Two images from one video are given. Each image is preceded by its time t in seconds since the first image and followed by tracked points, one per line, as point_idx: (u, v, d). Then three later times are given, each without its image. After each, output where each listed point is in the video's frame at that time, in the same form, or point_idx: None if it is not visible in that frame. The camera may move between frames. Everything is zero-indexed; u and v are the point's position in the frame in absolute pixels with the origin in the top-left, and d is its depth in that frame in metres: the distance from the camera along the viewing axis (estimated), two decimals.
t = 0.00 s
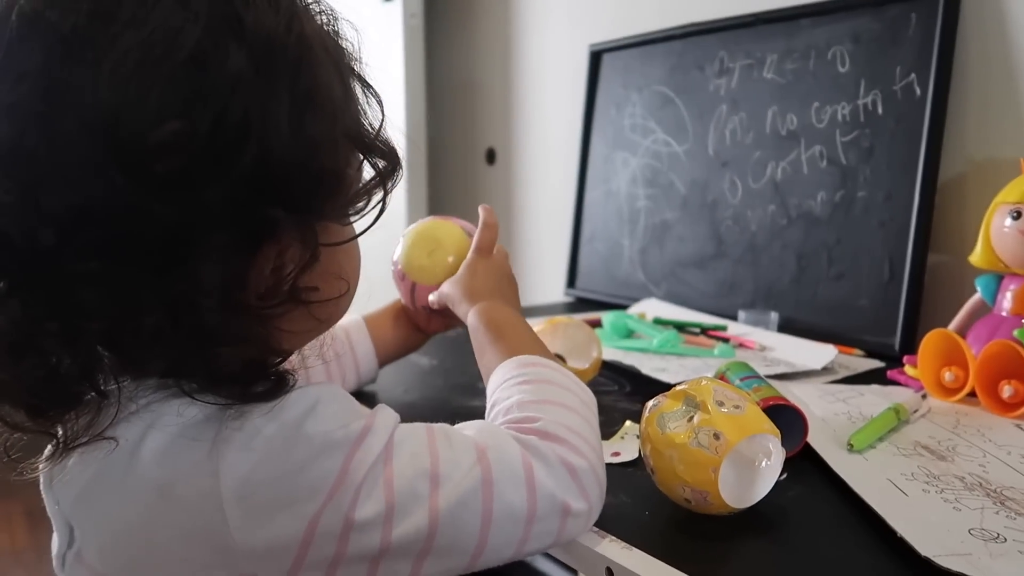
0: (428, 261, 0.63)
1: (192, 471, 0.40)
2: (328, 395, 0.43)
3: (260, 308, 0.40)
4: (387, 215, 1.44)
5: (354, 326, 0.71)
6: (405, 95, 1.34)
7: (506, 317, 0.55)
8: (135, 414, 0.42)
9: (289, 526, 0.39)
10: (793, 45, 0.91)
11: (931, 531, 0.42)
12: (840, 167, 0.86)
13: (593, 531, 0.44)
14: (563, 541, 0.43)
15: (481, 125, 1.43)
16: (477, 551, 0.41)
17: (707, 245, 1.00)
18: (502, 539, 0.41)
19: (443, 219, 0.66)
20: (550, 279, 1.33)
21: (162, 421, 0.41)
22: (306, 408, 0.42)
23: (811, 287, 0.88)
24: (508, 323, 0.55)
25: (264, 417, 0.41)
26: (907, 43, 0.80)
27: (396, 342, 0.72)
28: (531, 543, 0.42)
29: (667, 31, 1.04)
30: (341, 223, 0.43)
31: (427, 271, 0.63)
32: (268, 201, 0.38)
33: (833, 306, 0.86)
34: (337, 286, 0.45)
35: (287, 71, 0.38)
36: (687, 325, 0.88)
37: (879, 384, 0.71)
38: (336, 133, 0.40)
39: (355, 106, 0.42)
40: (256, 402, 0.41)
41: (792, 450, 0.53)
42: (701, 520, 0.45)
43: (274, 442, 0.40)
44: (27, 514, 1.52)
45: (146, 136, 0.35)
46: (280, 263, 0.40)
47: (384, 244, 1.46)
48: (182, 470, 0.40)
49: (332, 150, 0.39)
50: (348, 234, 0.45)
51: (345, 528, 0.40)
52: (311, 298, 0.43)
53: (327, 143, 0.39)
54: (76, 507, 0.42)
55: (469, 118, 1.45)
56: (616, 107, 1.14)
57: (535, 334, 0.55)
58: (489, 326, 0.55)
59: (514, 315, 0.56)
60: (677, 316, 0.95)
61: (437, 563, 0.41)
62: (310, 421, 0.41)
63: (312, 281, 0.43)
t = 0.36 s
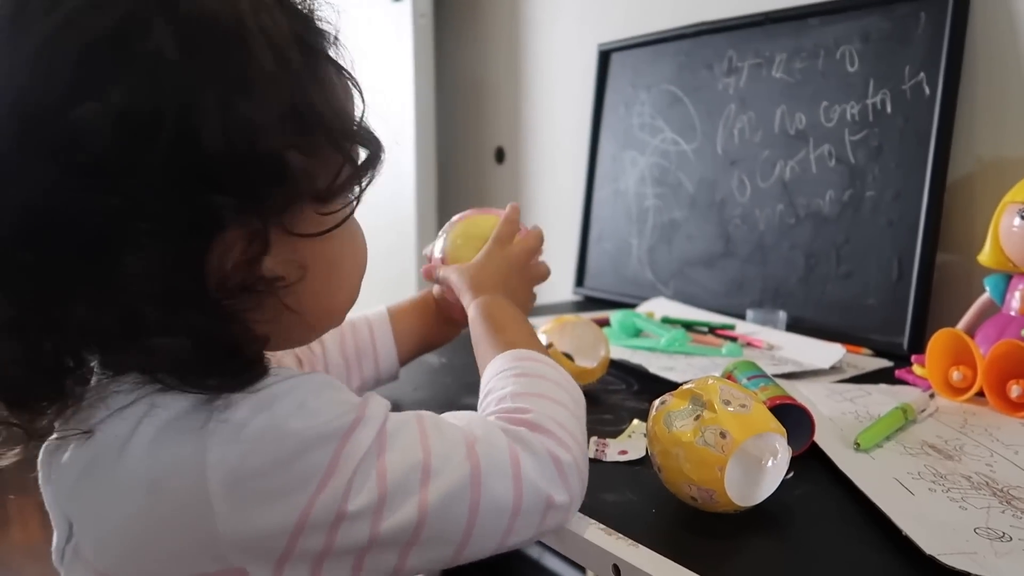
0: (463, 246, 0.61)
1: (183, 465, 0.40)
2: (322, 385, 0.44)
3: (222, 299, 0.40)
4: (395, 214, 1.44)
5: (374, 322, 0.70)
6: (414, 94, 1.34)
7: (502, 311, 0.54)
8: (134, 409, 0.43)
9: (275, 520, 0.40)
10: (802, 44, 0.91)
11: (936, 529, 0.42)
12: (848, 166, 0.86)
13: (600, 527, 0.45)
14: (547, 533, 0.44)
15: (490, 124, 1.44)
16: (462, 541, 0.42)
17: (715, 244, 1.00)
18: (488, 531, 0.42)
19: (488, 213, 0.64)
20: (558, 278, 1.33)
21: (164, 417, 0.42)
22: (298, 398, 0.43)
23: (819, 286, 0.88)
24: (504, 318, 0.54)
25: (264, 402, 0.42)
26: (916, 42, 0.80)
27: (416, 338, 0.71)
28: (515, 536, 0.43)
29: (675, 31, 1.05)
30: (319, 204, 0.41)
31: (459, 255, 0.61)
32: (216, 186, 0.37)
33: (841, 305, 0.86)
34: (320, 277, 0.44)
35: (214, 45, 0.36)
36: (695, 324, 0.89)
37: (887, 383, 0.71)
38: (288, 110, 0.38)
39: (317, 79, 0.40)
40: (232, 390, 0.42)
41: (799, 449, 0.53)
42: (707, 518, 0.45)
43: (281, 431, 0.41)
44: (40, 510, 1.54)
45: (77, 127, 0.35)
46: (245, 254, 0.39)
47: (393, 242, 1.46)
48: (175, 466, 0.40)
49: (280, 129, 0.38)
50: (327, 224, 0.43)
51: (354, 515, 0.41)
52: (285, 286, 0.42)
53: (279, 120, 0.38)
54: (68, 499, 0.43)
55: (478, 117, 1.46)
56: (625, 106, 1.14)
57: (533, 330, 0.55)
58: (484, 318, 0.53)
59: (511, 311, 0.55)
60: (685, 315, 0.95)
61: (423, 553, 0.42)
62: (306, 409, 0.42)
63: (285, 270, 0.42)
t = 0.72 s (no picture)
0: (571, 200, 0.49)
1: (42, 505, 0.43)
2: (185, 447, 0.44)
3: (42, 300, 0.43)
4: (405, 218, 1.47)
5: (433, 319, 0.70)
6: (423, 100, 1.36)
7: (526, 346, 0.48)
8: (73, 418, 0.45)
9: None
10: (803, 49, 0.92)
11: (919, 521, 0.43)
12: (849, 170, 0.87)
13: (595, 519, 0.46)
14: None
15: (499, 128, 1.46)
16: None
17: (719, 247, 1.02)
18: None
19: (604, 159, 0.52)
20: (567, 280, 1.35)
21: (74, 445, 0.44)
22: (147, 463, 0.42)
23: (820, 287, 0.89)
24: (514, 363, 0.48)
25: (101, 464, 0.42)
26: (914, 47, 0.82)
27: (479, 327, 0.68)
28: None
29: (679, 36, 1.06)
30: (131, 192, 0.41)
31: (563, 210, 0.49)
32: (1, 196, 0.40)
33: (843, 306, 0.87)
34: (171, 264, 0.44)
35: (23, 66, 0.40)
36: (699, 325, 0.90)
37: (884, 382, 0.73)
38: (50, 100, 0.40)
39: (71, 51, 0.40)
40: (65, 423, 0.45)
41: (793, 445, 0.55)
42: (700, 511, 0.47)
43: (114, 499, 0.41)
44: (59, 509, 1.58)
45: None
46: (53, 256, 0.42)
47: (403, 246, 1.49)
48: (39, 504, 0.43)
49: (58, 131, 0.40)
50: (148, 230, 0.43)
51: None
52: (125, 285, 0.44)
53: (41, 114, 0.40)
54: None
55: (487, 122, 1.48)
56: (631, 111, 1.16)
57: (547, 405, 0.48)
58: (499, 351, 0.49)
59: (540, 346, 0.48)
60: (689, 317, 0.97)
61: None
62: (153, 477, 0.42)
63: (112, 262, 0.43)
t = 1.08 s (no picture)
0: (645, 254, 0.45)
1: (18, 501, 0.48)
2: (136, 505, 0.41)
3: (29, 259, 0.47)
4: (437, 230, 1.55)
5: (469, 369, 0.66)
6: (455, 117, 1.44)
7: (517, 476, 0.45)
8: (53, 448, 0.45)
9: None
10: (808, 67, 0.98)
11: (878, 489, 0.49)
12: (850, 180, 0.92)
13: (592, 487, 0.53)
14: None
15: (527, 144, 1.53)
16: None
17: (731, 254, 1.08)
18: None
19: (677, 211, 0.47)
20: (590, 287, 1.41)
21: (37, 484, 0.43)
22: (100, 521, 0.40)
23: (824, 291, 0.95)
24: (500, 488, 0.45)
25: (55, 515, 0.40)
26: (909, 64, 0.87)
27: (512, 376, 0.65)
28: None
29: (693, 56, 1.12)
30: (115, 155, 0.47)
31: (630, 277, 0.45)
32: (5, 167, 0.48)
33: (846, 309, 0.92)
34: (120, 226, 0.47)
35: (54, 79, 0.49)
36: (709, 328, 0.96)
37: (878, 378, 0.78)
38: (69, 96, 0.48)
39: (97, 67, 0.50)
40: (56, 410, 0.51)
41: (777, 429, 0.61)
42: (686, 481, 0.53)
43: (71, 557, 0.40)
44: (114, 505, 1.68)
45: None
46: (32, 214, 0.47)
47: (435, 256, 1.56)
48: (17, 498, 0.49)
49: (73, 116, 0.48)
50: (116, 186, 0.47)
51: None
52: (93, 258, 0.47)
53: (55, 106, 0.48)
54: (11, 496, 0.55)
55: (516, 138, 1.56)
56: (649, 127, 1.22)
57: (514, 510, 0.45)
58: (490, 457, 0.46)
59: (529, 482, 0.45)
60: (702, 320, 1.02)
61: None
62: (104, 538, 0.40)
63: (78, 226, 0.47)
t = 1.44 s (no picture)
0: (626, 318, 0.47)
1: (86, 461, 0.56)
2: (187, 432, 0.49)
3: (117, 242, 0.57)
4: (491, 234, 1.62)
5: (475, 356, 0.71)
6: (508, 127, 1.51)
7: (499, 450, 0.49)
8: (129, 384, 0.54)
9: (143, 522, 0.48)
10: (842, 72, 1.01)
11: (870, 454, 0.53)
12: (882, 181, 0.95)
13: (607, 449, 0.59)
14: None
15: (578, 152, 1.59)
16: None
17: (769, 254, 1.11)
18: None
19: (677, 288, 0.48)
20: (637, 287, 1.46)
21: (113, 410, 0.52)
22: (160, 441, 0.48)
23: (857, 288, 0.97)
24: (483, 461, 0.49)
25: (124, 433, 0.49)
26: (938, 67, 0.90)
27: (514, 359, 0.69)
28: None
29: (734, 64, 1.17)
30: (186, 157, 0.55)
31: (606, 345, 0.47)
32: (101, 169, 0.57)
33: (877, 305, 0.95)
34: (191, 216, 0.54)
35: (143, 94, 0.58)
36: (742, 323, 1.00)
37: (902, 368, 0.80)
38: (153, 110, 0.57)
39: (178, 85, 0.59)
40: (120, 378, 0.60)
41: (788, 406, 0.65)
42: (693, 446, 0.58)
43: (132, 469, 0.48)
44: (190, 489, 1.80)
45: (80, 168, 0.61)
46: (121, 205, 0.56)
47: (488, 259, 1.63)
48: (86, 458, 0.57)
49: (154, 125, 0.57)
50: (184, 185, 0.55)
51: (200, 559, 0.47)
52: (166, 243, 0.56)
53: (142, 118, 0.57)
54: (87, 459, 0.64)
55: (568, 146, 1.62)
56: (692, 133, 1.27)
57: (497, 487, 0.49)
58: (483, 429, 0.51)
59: (511, 459, 0.49)
60: (738, 316, 1.06)
61: None
62: (158, 455, 0.48)
63: (155, 216, 0.56)
